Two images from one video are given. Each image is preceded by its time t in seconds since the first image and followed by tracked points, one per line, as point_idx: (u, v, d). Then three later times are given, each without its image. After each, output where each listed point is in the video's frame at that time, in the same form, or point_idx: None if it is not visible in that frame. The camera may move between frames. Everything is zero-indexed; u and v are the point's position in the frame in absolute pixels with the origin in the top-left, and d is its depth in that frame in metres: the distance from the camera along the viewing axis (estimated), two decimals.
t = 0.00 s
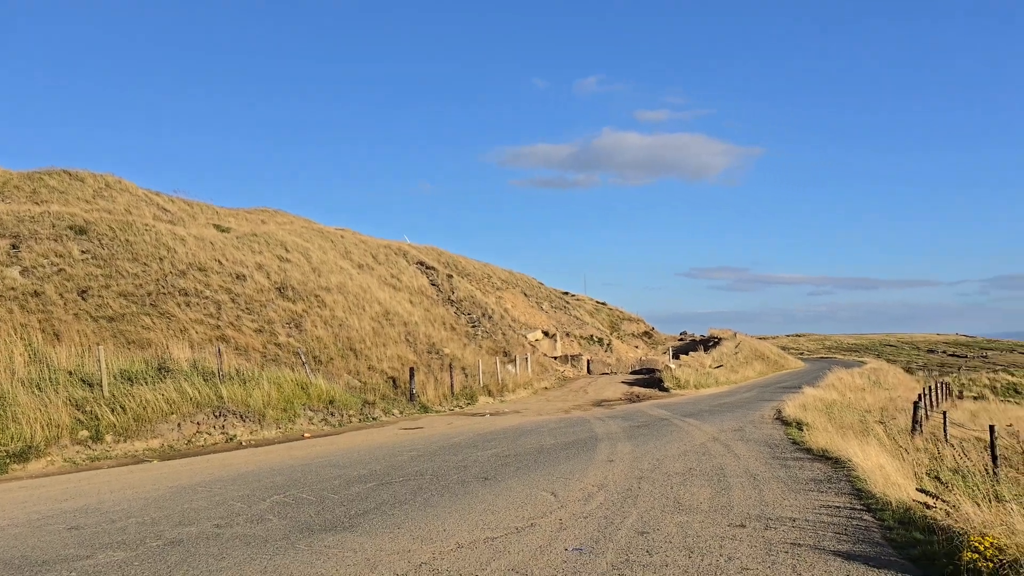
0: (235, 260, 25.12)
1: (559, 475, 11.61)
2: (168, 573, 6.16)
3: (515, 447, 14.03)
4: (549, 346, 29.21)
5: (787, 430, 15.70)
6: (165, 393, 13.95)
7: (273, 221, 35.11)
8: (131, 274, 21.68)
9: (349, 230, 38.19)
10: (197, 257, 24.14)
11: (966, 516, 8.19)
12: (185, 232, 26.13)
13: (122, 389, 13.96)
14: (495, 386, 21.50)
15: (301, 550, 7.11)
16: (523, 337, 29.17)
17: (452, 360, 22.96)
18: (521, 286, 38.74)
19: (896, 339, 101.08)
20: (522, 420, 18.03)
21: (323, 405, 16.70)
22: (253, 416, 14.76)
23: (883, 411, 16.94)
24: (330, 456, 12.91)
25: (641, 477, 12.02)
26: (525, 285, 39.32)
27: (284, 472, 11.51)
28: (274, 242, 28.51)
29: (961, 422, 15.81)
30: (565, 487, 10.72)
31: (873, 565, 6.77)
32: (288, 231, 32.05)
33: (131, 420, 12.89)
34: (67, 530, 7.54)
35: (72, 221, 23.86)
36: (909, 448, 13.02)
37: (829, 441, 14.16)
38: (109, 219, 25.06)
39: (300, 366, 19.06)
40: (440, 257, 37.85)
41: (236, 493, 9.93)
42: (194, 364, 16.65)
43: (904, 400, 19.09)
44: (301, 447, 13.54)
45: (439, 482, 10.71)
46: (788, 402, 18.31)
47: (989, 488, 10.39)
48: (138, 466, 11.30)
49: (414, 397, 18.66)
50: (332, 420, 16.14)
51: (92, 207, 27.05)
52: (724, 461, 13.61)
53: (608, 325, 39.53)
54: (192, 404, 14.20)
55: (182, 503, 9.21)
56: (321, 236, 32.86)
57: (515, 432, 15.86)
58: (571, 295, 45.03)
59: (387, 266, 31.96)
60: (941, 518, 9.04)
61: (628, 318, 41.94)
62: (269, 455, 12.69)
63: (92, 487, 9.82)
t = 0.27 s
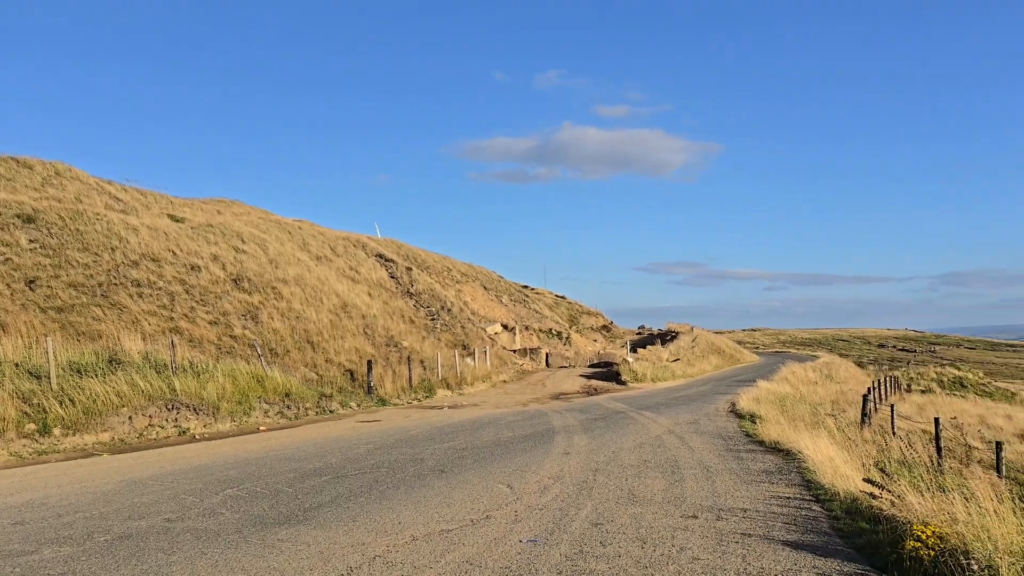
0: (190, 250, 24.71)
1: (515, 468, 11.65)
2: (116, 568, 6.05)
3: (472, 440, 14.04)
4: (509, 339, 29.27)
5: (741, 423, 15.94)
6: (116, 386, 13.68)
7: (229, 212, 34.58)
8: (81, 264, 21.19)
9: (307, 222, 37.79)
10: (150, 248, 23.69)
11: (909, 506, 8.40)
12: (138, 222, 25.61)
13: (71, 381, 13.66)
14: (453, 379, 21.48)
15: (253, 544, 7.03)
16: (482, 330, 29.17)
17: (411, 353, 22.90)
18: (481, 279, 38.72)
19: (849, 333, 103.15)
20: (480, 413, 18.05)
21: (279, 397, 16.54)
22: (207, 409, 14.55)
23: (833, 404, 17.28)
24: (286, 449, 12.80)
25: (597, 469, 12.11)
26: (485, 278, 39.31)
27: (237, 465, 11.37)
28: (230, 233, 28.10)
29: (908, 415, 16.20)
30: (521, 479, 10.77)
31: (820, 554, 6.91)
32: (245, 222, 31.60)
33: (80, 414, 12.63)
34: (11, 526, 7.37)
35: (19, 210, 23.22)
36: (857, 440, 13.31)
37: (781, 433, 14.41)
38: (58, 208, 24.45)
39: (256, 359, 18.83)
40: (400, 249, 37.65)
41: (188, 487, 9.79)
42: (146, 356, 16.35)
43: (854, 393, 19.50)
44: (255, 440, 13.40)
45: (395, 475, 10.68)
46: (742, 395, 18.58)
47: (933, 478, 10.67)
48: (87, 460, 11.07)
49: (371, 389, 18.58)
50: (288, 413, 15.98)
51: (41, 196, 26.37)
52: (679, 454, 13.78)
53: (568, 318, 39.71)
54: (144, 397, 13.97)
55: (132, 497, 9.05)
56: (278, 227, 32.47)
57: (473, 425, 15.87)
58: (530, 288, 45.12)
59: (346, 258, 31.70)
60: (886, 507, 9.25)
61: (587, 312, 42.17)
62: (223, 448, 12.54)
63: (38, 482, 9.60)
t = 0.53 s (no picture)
0: (150, 243, 24.30)
1: (478, 463, 11.65)
2: (70, 565, 5.93)
3: (435, 435, 14.01)
4: (474, 334, 29.25)
5: (702, 418, 16.11)
6: (71, 381, 13.41)
7: (190, 204, 34.07)
8: (36, 256, 20.72)
9: (270, 215, 37.37)
10: (108, 240, 23.24)
11: (864, 499, 8.54)
12: (95, 214, 25.11)
13: (25, 375, 13.36)
14: (417, 374, 21.41)
15: (211, 540, 6.94)
16: (447, 326, 29.12)
17: (375, 348, 22.78)
18: (446, 275, 38.63)
19: (810, 330, 104.74)
20: (444, 408, 18.02)
21: (240, 392, 16.35)
22: (165, 404, 14.34)
23: (792, 399, 17.54)
24: (246, 445, 12.66)
25: (559, 464, 12.16)
26: (450, 273, 39.23)
27: (196, 461, 11.22)
28: (191, 226, 27.69)
29: (864, 409, 16.51)
30: (484, 474, 10.77)
31: (776, 547, 7.00)
32: (206, 214, 31.15)
33: (34, 409, 12.36)
34: None
35: None
36: (815, 434, 13.52)
37: (741, 428, 14.59)
38: (12, 198, 23.87)
39: (217, 353, 18.59)
40: (365, 244, 37.41)
41: (144, 483, 9.64)
42: (103, 351, 16.05)
43: (813, 388, 19.82)
44: (215, 436, 13.23)
45: (356, 470, 10.62)
46: (704, 390, 18.76)
47: (888, 472, 10.88)
48: (41, 456, 10.84)
49: (335, 384, 18.45)
50: (249, 408, 15.81)
51: None
52: (640, 449, 13.87)
53: (533, 314, 39.80)
54: (100, 392, 13.72)
55: (86, 494, 8.88)
56: (241, 221, 32.07)
57: (436, 420, 15.84)
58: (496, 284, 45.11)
59: (310, 253, 31.42)
60: (842, 501, 9.41)
61: (552, 307, 42.30)
62: (182, 444, 12.36)
63: None
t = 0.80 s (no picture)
0: (114, 238, 23.91)
1: (446, 460, 11.61)
2: (27, 566, 5.82)
3: (404, 432, 13.94)
4: (445, 331, 29.18)
5: (671, 414, 16.21)
6: (32, 378, 13.16)
7: (157, 199, 33.59)
8: None
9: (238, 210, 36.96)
10: (71, 235, 22.83)
11: (827, 494, 8.62)
12: (58, 208, 24.65)
13: None
14: (387, 370, 21.31)
15: (174, 540, 6.84)
16: (418, 322, 29.02)
17: (344, 345, 22.64)
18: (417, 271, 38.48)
19: (778, 327, 105.85)
20: (414, 405, 17.94)
21: (207, 389, 16.16)
22: (130, 401, 14.12)
23: (760, 395, 17.70)
24: (213, 442, 12.51)
25: (528, 461, 12.16)
26: (421, 270, 39.10)
27: (160, 459, 11.06)
28: (157, 221, 27.30)
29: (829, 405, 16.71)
30: (452, 471, 10.74)
31: (742, 542, 7.04)
32: (173, 209, 30.72)
33: None
34: None
35: None
36: (781, 430, 13.65)
37: (708, 424, 14.70)
38: None
39: (184, 350, 18.35)
40: (335, 239, 37.14)
41: (107, 482, 9.48)
42: (66, 347, 15.77)
43: (780, 384, 20.04)
44: (181, 433, 13.05)
45: (324, 468, 10.53)
46: (673, 387, 18.87)
47: (852, 467, 11.00)
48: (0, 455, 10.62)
49: (304, 381, 18.31)
50: (216, 405, 15.62)
51: None
52: (609, 445, 13.92)
53: (504, 310, 39.81)
54: (63, 389, 13.49)
55: (46, 493, 8.71)
56: (208, 215, 31.68)
57: (406, 417, 15.77)
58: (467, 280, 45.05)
59: (279, 248, 31.13)
60: (806, 496, 9.51)
61: (523, 304, 42.34)
62: (147, 442, 12.18)
63: None
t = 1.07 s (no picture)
0: (78, 234, 23.48)
1: (414, 459, 11.54)
2: None
3: (372, 431, 13.84)
4: (415, 329, 29.05)
5: (639, 413, 16.25)
6: None
7: (122, 195, 33.06)
8: None
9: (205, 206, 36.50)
10: (33, 230, 22.38)
11: (791, 493, 8.68)
12: (20, 203, 24.15)
13: None
14: (357, 369, 21.16)
15: (134, 541, 6.72)
16: (387, 320, 28.86)
17: (313, 343, 22.44)
18: (388, 269, 38.28)
19: (747, 326, 106.86)
20: (383, 404, 17.83)
21: (172, 388, 15.92)
22: (92, 401, 13.87)
23: (728, 394, 17.81)
24: (177, 442, 12.32)
25: (496, 460, 12.12)
26: (392, 268, 38.90)
27: (122, 460, 10.86)
28: (122, 217, 26.87)
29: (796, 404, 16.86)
30: (420, 470, 10.67)
31: (707, 541, 7.07)
32: (138, 205, 30.25)
33: None
34: None
35: None
36: (748, 429, 13.74)
37: (676, 423, 14.76)
38: None
39: (148, 348, 18.07)
40: (304, 237, 36.82)
41: (66, 483, 9.29)
42: (26, 345, 15.45)
43: (748, 383, 20.18)
44: (144, 433, 12.83)
45: (290, 468, 10.41)
46: (642, 386, 18.93)
47: (817, 466, 11.10)
48: None
49: (271, 380, 18.12)
50: (181, 405, 15.39)
51: None
52: (578, 444, 13.92)
53: (474, 309, 39.75)
54: (22, 388, 13.22)
55: (2, 494, 8.51)
56: (175, 212, 31.24)
57: (374, 416, 15.66)
58: (438, 279, 44.91)
59: (247, 245, 30.78)
60: (771, 494, 9.57)
61: (493, 303, 42.31)
62: (109, 442, 11.97)
63: None
